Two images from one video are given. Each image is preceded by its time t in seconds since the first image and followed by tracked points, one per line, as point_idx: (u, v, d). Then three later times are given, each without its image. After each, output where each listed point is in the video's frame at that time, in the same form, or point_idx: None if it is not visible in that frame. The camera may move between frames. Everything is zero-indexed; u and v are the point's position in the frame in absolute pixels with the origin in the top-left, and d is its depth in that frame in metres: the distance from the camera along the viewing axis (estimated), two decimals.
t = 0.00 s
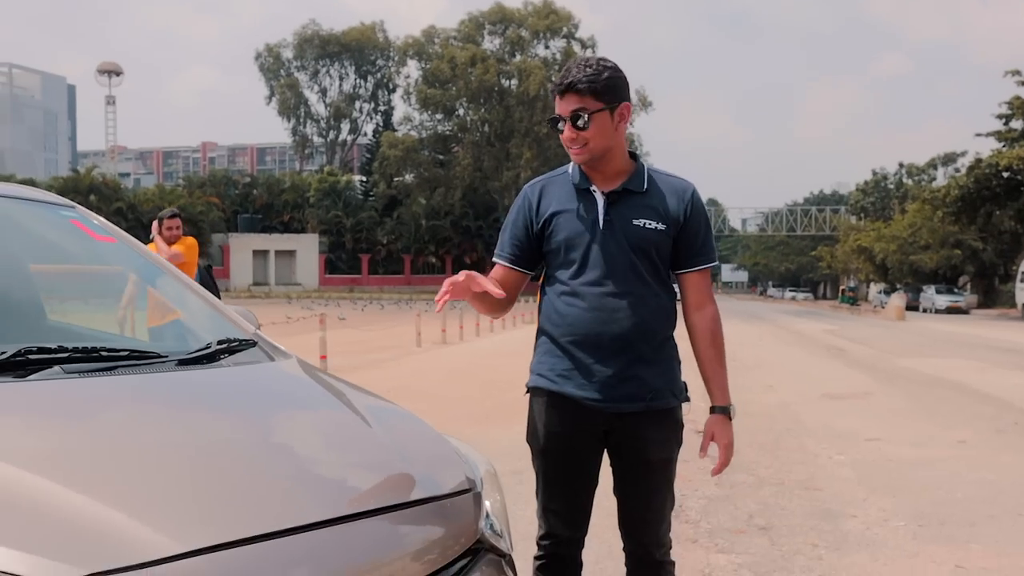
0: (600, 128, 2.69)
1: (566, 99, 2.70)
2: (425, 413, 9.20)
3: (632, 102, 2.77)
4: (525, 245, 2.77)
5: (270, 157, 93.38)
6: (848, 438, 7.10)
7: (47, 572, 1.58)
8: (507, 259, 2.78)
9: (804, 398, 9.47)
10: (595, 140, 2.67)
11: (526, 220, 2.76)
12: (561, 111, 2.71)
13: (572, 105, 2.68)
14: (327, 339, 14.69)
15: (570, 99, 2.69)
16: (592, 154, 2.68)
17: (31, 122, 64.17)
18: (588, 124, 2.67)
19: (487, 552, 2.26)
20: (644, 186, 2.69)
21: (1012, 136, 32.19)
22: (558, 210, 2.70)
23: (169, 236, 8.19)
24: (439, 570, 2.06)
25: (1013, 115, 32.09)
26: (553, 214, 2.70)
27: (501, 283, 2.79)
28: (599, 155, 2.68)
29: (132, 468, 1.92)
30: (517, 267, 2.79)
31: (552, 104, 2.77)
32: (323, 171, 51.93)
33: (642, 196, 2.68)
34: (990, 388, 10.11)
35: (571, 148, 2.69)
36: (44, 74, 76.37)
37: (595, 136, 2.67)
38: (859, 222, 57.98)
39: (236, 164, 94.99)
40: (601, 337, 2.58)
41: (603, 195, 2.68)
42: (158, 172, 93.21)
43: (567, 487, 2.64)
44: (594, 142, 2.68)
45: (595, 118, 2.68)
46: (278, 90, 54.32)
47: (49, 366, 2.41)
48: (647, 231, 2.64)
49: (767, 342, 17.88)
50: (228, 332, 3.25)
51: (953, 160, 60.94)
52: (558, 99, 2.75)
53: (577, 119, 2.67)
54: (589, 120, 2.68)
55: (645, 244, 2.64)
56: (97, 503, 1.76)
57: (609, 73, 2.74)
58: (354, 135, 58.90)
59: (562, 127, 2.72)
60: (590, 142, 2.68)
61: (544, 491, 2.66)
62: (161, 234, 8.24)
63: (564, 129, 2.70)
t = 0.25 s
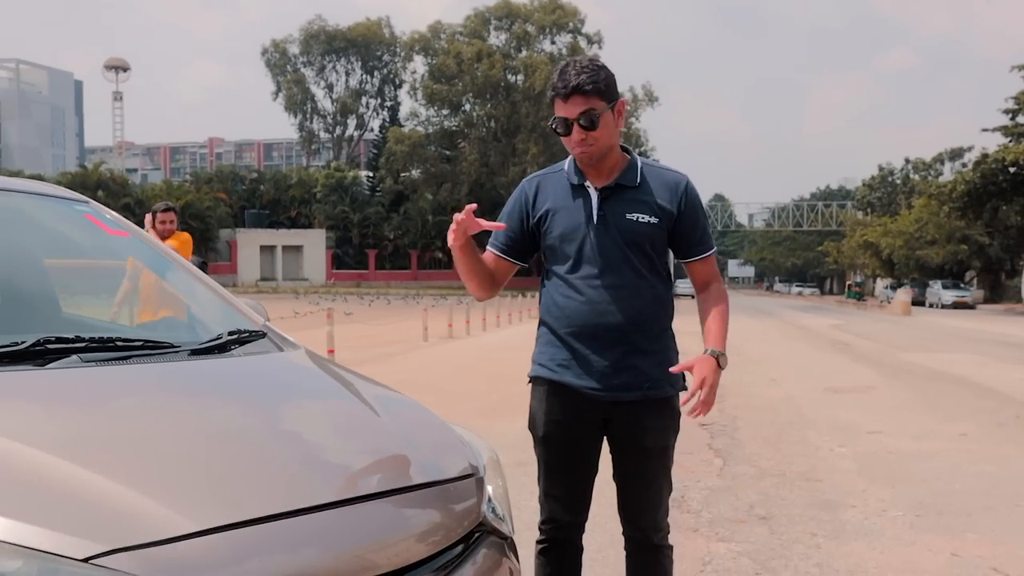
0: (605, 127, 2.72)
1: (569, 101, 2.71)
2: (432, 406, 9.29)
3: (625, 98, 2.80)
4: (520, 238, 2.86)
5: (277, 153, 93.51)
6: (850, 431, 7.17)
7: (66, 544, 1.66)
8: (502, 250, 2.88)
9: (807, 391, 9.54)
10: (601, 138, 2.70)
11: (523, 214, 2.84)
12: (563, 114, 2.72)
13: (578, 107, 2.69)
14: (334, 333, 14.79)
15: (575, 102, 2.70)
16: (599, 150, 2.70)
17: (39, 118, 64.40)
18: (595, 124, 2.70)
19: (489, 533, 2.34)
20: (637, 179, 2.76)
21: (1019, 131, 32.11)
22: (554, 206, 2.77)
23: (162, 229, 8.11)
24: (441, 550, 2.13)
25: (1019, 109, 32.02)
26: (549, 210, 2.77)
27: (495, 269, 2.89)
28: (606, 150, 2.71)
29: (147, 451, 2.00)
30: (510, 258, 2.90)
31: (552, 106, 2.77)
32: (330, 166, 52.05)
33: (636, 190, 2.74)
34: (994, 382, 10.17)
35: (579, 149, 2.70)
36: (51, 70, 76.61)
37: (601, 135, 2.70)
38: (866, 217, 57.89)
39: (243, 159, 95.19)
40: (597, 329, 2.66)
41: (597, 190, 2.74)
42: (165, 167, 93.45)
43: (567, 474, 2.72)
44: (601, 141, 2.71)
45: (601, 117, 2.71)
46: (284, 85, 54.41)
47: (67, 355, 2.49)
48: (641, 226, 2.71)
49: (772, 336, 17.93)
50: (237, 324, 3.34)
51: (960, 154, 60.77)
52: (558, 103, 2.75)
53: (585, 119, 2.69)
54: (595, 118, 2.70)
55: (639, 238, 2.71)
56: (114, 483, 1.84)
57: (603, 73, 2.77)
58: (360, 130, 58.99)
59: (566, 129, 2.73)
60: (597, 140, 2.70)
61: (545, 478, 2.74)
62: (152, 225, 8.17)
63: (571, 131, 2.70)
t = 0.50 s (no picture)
0: (627, 118, 2.84)
1: (599, 87, 2.83)
2: (439, 402, 9.35)
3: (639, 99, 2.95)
4: (524, 233, 2.91)
5: (283, 151, 93.70)
6: (855, 426, 7.21)
7: (88, 527, 1.72)
8: (506, 245, 2.93)
9: (813, 388, 9.59)
10: (622, 128, 2.81)
11: (527, 209, 2.90)
12: (590, 99, 2.83)
13: (606, 93, 2.81)
14: (342, 330, 14.87)
15: (606, 88, 2.82)
16: (618, 142, 2.80)
17: (47, 116, 64.64)
18: (620, 113, 2.81)
19: (494, 522, 2.41)
20: (639, 178, 2.82)
21: None
22: (558, 203, 2.83)
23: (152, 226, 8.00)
24: (446, 539, 2.19)
25: None
26: (553, 207, 2.83)
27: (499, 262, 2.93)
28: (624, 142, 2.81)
29: (163, 442, 2.06)
30: (516, 254, 2.94)
31: (577, 92, 2.87)
32: (337, 164, 52.16)
33: (638, 187, 2.80)
34: (1000, 378, 10.18)
35: (604, 133, 2.79)
36: (59, 69, 76.88)
37: (625, 125, 2.81)
38: (873, 215, 57.79)
39: (250, 157, 95.43)
40: (601, 323, 2.72)
41: (602, 188, 2.80)
42: (172, 165, 93.68)
43: (571, 465, 2.78)
44: (622, 132, 2.82)
45: (626, 108, 2.83)
46: (291, 84, 54.57)
47: (83, 349, 2.56)
48: (643, 223, 2.77)
49: (778, 333, 17.97)
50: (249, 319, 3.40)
51: (967, 152, 60.61)
52: (583, 90, 2.86)
53: (615, 105, 2.80)
54: (620, 108, 2.82)
55: (641, 236, 2.76)
56: (132, 471, 1.90)
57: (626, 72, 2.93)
58: (367, 128, 59.10)
59: (591, 114, 2.83)
60: (620, 128, 2.81)
61: (549, 470, 2.80)
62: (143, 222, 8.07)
63: (597, 115, 2.80)
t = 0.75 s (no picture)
0: (625, 114, 2.89)
1: (595, 85, 2.88)
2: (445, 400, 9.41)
3: (642, 95, 3.00)
4: (530, 229, 2.97)
5: (289, 151, 93.85)
6: (859, 424, 7.25)
7: (113, 508, 1.80)
8: (513, 242, 2.98)
9: (818, 387, 9.63)
10: (619, 125, 2.86)
11: (533, 205, 2.96)
12: (588, 97, 2.89)
13: (602, 92, 2.87)
14: (348, 329, 14.94)
15: (602, 86, 2.87)
16: (616, 138, 2.85)
17: (54, 117, 64.92)
18: (616, 110, 2.86)
19: (503, 509, 2.48)
20: (642, 174, 2.87)
21: None
22: (562, 199, 2.89)
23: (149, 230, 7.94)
24: (455, 525, 2.25)
25: None
26: (557, 203, 2.90)
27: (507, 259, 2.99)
28: (620, 139, 2.86)
29: (182, 429, 2.14)
30: (524, 249, 2.99)
31: (577, 90, 2.93)
32: (343, 164, 52.26)
33: (640, 183, 2.85)
34: (1004, 377, 10.21)
35: (600, 130, 2.84)
36: (65, 69, 77.18)
37: (621, 121, 2.86)
38: (880, 215, 57.69)
39: (257, 157, 95.62)
40: (605, 316, 2.78)
41: (604, 183, 2.86)
42: (178, 166, 93.89)
43: (577, 456, 2.84)
44: (619, 127, 2.87)
45: (622, 104, 2.88)
46: (297, 84, 54.71)
47: (104, 339, 2.65)
48: (646, 217, 2.82)
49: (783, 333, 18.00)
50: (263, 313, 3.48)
51: (974, 151, 60.49)
52: (582, 87, 2.92)
53: (610, 102, 2.85)
54: (616, 105, 2.87)
55: (644, 230, 2.82)
56: (155, 455, 1.98)
57: (625, 68, 2.98)
58: (373, 128, 59.22)
59: (589, 110, 2.88)
60: (617, 125, 2.85)
61: (555, 460, 2.86)
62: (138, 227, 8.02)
63: (593, 113, 2.86)
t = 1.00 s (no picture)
0: (622, 119, 2.92)
1: (591, 93, 2.94)
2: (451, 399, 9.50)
3: (645, 97, 3.02)
4: (541, 225, 3.05)
5: (293, 152, 93.98)
6: (862, 422, 7.31)
7: (140, 491, 1.90)
8: (525, 238, 3.05)
9: (822, 386, 9.69)
10: (618, 130, 2.89)
11: (545, 202, 3.03)
12: (585, 104, 2.94)
13: (597, 100, 2.92)
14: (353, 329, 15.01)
15: (596, 94, 2.93)
16: (615, 141, 2.89)
17: (59, 118, 65.12)
18: (612, 116, 2.90)
19: (513, 498, 2.55)
20: (650, 170, 2.93)
21: None
22: (574, 195, 2.97)
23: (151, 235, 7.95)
24: (466, 512, 2.33)
25: None
26: (568, 200, 2.97)
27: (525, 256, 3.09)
28: (621, 143, 2.89)
29: (202, 420, 2.22)
30: (537, 246, 3.07)
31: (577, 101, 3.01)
32: (348, 165, 52.28)
33: (648, 179, 2.91)
34: (1008, 377, 10.26)
35: (598, 137, 2.90)
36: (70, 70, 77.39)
37: (618, 127, 2.90)
38: (884, 216, 57.66)
39: (261, 158, 95.75)
40: (612, 310, 2.85)
41: (613, 181, 2.92)
42: (183, 167, 94.00)
43: (585, 447, 2.91)
44: (616, 133, 2.90)
45: (618, 110, 2.91)
46: (302, 85, 54.81)
47: (127, 332, 2.73)
48: (653, 215, 2.88)
49: (787, 333, 18.06)
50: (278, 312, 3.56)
51: (979, 152, 60.46)
52: (582, 93, 2.98)
53: (603, 110, 2.90)
54: (612, 112, 2.91)
55: (651, 227, 2.88)
56: (179, 443, 2.07)
57: (626, 72, 2.99)
58: (377, 129, 59.33)
59: (588, 118, 2.94)
60: (615, 130, 2.90)
61: (563, 452, 2.94)
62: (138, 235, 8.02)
63: (590, 121, 2.92)
